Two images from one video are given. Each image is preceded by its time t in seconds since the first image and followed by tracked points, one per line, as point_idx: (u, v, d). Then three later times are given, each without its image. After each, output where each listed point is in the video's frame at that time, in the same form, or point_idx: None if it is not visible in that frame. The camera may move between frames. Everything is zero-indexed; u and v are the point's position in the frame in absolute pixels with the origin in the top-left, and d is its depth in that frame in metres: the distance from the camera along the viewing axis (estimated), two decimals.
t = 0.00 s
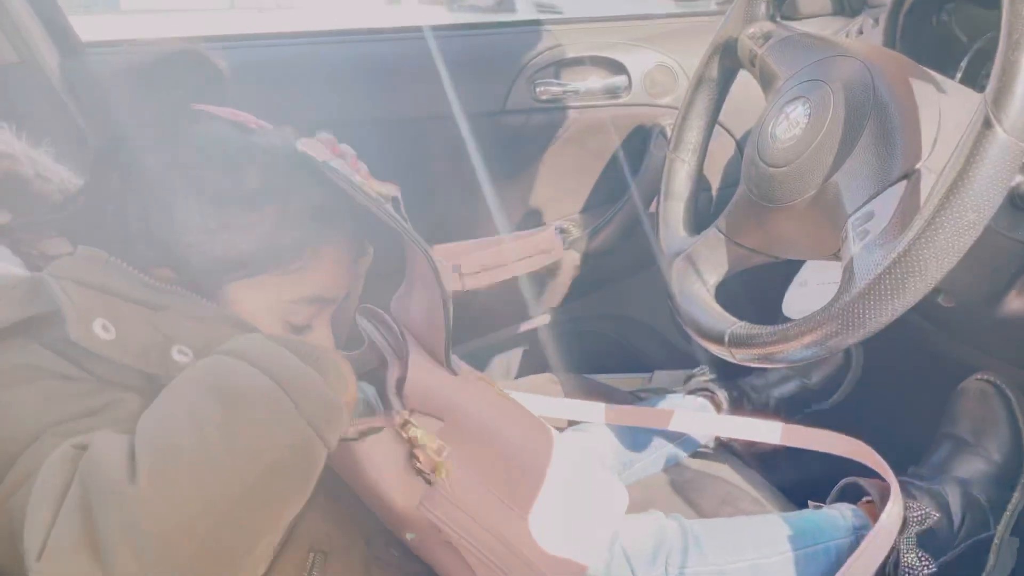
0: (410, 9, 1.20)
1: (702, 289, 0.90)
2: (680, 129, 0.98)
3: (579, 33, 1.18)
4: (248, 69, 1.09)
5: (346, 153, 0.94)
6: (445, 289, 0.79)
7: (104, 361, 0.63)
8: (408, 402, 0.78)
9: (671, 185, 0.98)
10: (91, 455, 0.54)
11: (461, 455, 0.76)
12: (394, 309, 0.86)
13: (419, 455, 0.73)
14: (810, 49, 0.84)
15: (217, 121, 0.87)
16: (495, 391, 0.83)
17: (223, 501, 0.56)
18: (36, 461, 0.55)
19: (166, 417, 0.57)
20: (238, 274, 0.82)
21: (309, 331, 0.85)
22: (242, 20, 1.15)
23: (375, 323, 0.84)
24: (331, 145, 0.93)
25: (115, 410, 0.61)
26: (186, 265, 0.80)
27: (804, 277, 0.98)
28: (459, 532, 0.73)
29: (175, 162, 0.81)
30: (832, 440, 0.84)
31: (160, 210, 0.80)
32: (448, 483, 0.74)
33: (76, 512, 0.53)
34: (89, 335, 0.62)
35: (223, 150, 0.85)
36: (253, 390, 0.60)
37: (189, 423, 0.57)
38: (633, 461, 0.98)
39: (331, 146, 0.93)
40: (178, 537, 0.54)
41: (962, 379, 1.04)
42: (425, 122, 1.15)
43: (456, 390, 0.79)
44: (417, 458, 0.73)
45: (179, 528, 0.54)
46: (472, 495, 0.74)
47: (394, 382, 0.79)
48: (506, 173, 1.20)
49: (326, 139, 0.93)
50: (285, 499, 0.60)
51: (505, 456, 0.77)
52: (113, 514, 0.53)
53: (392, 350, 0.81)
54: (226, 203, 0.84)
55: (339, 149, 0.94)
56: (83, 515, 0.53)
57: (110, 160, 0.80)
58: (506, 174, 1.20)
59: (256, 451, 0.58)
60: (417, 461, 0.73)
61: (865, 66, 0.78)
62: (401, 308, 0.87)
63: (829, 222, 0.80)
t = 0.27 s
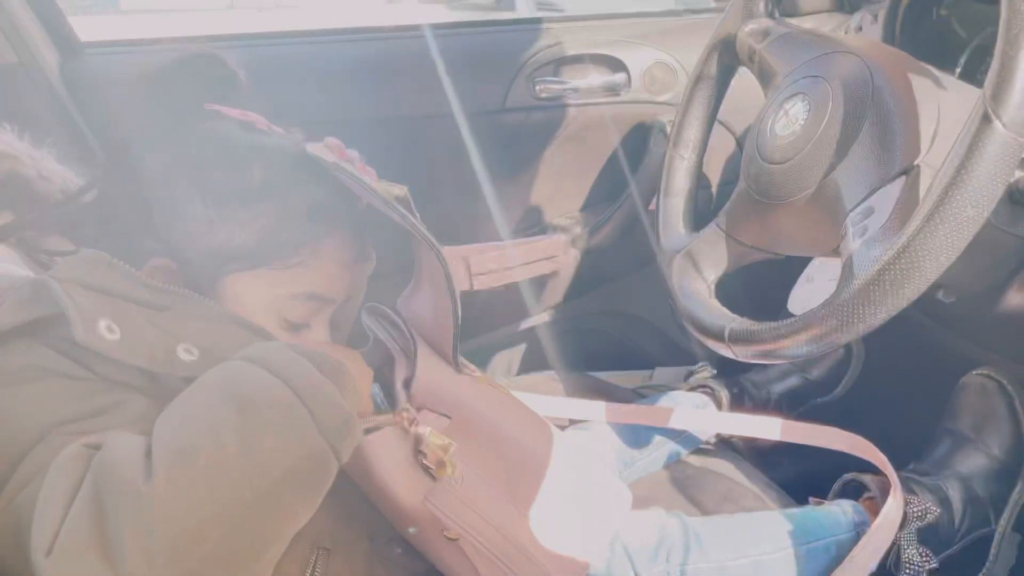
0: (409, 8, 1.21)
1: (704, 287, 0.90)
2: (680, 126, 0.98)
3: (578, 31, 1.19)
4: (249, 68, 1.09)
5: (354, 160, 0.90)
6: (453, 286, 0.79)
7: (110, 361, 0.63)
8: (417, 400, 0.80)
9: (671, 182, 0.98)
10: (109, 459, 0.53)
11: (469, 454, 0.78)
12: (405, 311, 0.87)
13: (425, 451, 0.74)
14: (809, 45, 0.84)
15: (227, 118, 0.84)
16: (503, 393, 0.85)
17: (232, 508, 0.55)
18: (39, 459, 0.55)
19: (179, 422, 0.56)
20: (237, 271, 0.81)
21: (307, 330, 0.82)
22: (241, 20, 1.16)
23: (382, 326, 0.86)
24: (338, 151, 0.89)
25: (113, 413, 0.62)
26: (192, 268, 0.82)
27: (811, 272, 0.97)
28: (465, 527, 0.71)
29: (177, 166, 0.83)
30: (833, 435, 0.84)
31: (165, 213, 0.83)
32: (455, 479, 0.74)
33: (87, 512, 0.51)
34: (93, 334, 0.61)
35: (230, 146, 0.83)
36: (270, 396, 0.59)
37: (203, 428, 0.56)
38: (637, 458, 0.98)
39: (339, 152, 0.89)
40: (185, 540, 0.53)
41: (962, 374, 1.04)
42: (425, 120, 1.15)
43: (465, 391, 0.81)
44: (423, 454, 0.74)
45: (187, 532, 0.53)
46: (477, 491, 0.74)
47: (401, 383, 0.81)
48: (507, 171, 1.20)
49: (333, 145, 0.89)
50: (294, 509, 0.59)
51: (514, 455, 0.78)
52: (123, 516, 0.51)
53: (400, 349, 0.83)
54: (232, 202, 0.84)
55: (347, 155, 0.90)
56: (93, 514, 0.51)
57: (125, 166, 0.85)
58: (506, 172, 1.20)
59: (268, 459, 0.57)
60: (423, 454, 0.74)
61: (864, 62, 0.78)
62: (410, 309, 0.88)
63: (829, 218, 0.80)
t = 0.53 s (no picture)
0: (409, 7, 1.21)
1: (704, 285, 0.90)
2: (679, 124, 0.98)
3: (577, 28, 1.19)
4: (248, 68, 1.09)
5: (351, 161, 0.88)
6: (458, 288, 0.79)
7: (107, 361, 0.62)
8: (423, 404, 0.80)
9: (670, 179, 0.98)
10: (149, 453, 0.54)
11: (471, 459, 0.78)
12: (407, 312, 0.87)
13: (428, 458, 0.73)
14: (808, 42, 0.84)
15: (223, 117, 0.84)
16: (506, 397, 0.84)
17: (257, 511, 0.57)
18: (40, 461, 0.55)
19: (212, 425, 0.58)
20: (235, 268, 0.80)
21: (301, 326, 0.84)
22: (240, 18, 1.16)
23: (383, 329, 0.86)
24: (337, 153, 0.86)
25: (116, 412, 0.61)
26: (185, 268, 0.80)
27: (807, 271, 0.97)
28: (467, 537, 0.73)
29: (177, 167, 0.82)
30: (833, 432, 0.85)
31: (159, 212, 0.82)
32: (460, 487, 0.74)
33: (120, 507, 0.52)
34: (93, 337, 0.61)
35: (230, 146, 0.83)
36: (304, 411, 0.61)
37: (238, 434, 0.58)
38: (638, 456, 0.99)
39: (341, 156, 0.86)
40: (208, 546, 0.54)
41: (962, 371, 1.04)
42: (425, 119, 1.15)
43: (470, 395, 0.81)
44: (426, 461, 0.74)
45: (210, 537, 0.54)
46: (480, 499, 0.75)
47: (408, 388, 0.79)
48: (506, 169, 1.20)
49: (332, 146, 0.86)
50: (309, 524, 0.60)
51: (518, 461, 0.78)
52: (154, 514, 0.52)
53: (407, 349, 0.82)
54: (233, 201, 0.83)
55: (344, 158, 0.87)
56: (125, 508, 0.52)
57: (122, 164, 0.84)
58: (505, 170, 1.20)
59: (293, 466, 0.59)
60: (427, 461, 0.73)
61: (864, 59, 0.78)
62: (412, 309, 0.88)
63: (828, 215, 0.80)
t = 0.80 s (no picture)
0: (408, 6, 1.21)
1: (703, 284, 0.90)
2: (679, 123, 0.98)
3: (577, 28, 1.19)
4: (248, 67, 1.10)
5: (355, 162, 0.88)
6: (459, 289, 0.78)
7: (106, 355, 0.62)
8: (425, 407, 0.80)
9: (669, 179, 0.98)
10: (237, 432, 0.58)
11: (472, 468, 0.78)
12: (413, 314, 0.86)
13: (431, 465, 0.75)
14: (807, 42, 0.84)
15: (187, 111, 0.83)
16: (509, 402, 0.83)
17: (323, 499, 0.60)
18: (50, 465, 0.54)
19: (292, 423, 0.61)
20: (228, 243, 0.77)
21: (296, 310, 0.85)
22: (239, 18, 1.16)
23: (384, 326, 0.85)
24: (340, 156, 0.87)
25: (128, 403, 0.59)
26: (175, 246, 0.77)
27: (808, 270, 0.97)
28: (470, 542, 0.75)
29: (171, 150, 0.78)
30: (832, 430, 0.85)
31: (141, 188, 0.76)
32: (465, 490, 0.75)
33: (200, 480, 0.55)
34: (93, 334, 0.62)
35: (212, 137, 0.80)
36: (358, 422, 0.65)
37: (294, 429, 0.61)
38: (637, 455, 0.99)
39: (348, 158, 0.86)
40: (268, 535, 0.56)
41: (962, 368, 1.04)
42: (424, 118, 1.15)
43: (471, 401, 0.80)
44: (429, 468, 0.74)
45: (271, 527, 0.56)
46: (487, 504, 0.76)
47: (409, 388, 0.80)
48: (506, 168, 1.20)
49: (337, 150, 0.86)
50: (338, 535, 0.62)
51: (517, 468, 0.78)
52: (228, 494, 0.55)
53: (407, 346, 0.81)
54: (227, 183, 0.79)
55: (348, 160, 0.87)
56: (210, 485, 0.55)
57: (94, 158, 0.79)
58: (505, 169, 1.20)
59: (348, 458, 0.63)
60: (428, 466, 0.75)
61: (863, 58, 0.78)
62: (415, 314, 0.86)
63: (827, 215, 0.80)
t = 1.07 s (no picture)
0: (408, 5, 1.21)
1: (703, 283, 0.90)
2: (678, 123, 0.98)
3: (576, 27, 1.18)
4: (248, 66, 1.10)
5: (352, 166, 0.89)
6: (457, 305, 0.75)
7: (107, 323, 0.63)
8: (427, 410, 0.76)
9: (669, 178, 0.98)
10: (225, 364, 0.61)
11: (476, 477, 0.77)
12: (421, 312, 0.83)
13: (430, 470, 0.73)
14: (807, 41, 0.84)
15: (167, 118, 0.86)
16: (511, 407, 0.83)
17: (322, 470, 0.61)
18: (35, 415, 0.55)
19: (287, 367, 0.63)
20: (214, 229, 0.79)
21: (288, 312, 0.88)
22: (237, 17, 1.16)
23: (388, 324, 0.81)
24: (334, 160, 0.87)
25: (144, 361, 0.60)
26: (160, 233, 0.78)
27: (809, 269, 0.97)
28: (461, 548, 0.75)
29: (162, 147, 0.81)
30: (833, 429, 0.85)
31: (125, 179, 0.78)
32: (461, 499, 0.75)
33: (174, 390, 0.57)
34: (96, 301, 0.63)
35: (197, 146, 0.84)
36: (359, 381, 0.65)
37: (311, 405, 0.61)
38: (637, 456, 0.99)
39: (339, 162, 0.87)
40: (241, 452, 0.56)
41: (962, 366, 1.04)
42: (423, 117, 1.15)
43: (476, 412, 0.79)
44: (429, 472, 0.73)
45: (247, 446, 0.57)
46: (484, 510, 0.76)
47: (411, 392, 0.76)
48: (505, 167, 1.20)
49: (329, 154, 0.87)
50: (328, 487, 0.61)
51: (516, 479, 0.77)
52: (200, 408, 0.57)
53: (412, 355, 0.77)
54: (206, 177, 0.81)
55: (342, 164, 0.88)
56: (180, 396, 0.57)
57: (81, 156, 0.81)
58: (504, 168, 1.20)
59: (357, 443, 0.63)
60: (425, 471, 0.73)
61: (863, 58, 0.78)
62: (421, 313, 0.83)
63: (827, 214, 0.80)
